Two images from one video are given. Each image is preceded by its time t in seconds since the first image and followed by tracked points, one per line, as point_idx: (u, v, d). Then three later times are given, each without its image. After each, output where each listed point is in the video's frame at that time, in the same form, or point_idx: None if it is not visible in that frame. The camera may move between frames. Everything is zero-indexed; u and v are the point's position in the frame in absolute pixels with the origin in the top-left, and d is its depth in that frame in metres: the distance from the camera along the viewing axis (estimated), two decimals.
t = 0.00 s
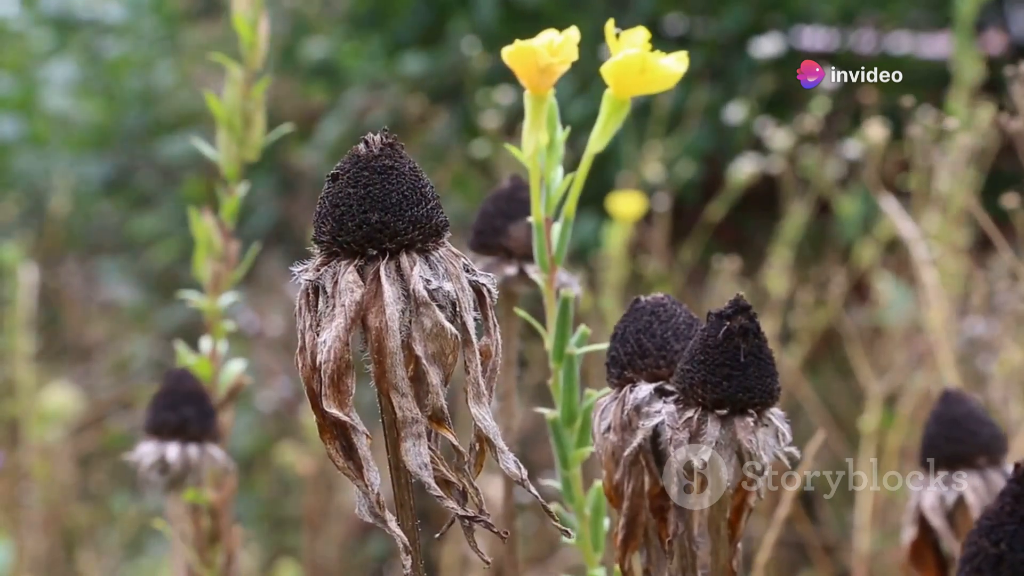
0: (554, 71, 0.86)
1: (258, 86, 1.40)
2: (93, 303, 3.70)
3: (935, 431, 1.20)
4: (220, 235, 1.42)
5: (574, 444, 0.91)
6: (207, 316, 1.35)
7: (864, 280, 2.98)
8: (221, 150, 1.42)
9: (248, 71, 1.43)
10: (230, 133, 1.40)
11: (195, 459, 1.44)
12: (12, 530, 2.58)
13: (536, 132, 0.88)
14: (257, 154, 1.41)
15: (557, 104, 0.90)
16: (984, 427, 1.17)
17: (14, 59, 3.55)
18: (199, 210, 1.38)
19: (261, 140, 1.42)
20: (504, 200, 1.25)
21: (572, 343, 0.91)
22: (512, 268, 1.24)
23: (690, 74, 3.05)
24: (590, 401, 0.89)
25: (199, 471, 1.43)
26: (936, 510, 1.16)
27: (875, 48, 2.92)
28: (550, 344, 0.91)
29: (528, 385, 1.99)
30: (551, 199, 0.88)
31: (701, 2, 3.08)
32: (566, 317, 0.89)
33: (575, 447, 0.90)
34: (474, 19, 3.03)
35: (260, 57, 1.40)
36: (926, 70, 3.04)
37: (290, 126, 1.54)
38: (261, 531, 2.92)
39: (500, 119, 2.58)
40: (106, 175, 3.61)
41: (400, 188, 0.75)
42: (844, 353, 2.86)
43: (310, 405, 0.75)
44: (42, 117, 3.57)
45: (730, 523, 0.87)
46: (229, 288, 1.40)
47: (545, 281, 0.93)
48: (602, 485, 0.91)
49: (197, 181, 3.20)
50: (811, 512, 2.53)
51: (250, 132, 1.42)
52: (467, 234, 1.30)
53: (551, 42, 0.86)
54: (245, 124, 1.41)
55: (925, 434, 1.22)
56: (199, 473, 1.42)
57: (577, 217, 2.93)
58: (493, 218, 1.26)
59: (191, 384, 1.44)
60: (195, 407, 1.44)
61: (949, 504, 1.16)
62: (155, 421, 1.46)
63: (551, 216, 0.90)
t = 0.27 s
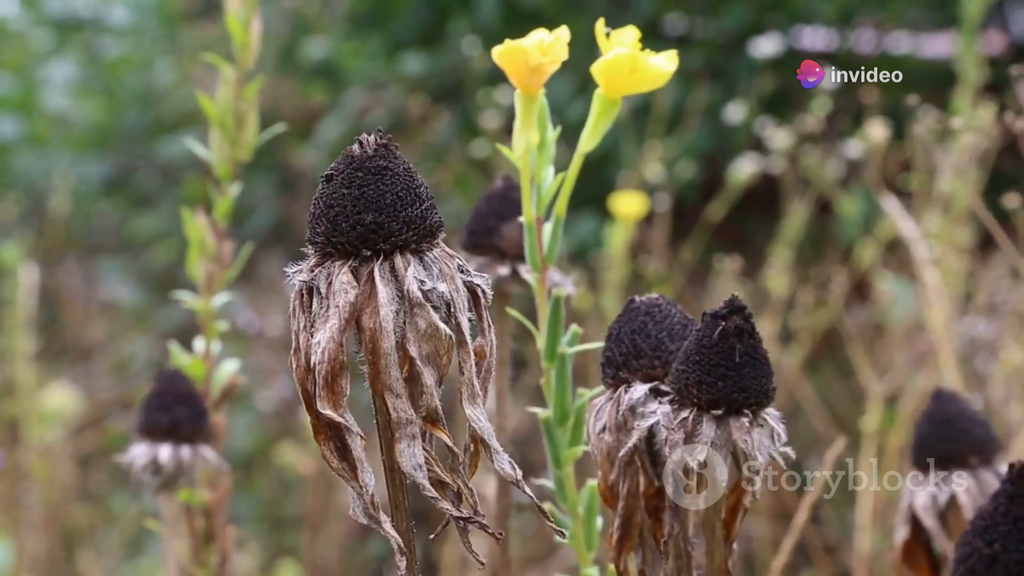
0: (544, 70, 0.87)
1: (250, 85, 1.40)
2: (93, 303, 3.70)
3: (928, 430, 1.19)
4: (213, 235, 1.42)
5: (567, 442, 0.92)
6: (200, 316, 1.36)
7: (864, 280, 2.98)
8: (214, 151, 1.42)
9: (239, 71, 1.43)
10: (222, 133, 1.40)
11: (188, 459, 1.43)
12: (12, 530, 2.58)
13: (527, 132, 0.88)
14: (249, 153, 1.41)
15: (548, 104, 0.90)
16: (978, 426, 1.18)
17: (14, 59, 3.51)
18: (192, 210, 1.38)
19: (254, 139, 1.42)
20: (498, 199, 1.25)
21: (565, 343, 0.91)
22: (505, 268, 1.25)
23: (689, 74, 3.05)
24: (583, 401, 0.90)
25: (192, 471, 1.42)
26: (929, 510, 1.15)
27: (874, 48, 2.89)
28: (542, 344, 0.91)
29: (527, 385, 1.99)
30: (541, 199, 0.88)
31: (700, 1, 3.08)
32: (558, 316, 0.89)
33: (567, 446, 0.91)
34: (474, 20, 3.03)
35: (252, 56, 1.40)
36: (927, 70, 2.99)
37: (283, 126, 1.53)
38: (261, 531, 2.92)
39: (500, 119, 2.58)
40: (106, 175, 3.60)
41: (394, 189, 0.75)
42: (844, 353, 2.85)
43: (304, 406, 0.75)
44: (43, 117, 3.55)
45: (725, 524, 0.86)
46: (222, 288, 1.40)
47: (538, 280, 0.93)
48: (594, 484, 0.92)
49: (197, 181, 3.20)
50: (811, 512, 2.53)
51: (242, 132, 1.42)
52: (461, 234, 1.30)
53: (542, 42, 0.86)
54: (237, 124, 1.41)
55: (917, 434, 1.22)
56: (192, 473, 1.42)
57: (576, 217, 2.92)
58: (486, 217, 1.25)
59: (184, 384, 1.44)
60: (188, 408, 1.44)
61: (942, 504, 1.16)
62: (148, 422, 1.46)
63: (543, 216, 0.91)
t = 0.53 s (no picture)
0: (544, 70, 0.87)
1: (248, 86, 1.40)
2: (93, 303, 3.70)
3: (930, 431, 1.20)
4: (212, 236, 1.42)
5: (567, 443, 0.92)
6: (198, 317, 1.36)
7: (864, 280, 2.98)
8: (211, 150, 1.42)
9: (237, 71, 1.43)
10: (221, 134, 1.40)
11: (191, 459, 1.44)
12: (12, 530, 2.58)
13: (527, 132, 0.88)
14: (247, 153, 1.41)
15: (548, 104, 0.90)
16: (979, 426, 1.18)
17: (14, 59, 3.53)
18: (190, 211, 1.38)
19: (251, 139, 1.42)
20: (500, 201, 1.25)
21: (565, 342, 0.91)
22: (508, 268, 1.25)
23: (690, 74, 3.05)
24: (584, 400, 0.90)
25: (196, 471, 1.42)
26: (931, 510, 1.15)
27: (874, 48, 2.93)
28: (543, 344, 0.91)
29: (527, 385, 1.99)
30: (542, 199, 0.88)
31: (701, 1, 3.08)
32: (559, 315, 0.89)
33: (567, 446, 0.91)
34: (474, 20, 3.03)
35: (249, 57, 1.40)
36: (926, 70, 3.04)
37: (280, 126, 1.52)
38: (261, 531, 2.92)
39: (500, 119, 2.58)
40: (106, 175, 3.61)
41: (397, 188, 0.75)
42: (845, 353, 2.85)
43: (307, 405, 0.75)
44: (43, 117, 3.55)
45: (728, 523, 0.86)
46: (221, 288, 1.40)
47: (538, 280, 0.93)
48: (596, 484, 0.93)
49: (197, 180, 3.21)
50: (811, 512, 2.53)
51: (241, 132, 1.42)
52: (463, 235, 1.30)
53: (541, 41, 0.86)
54: (235, 125, 1.41)
55: (919, 434, 1.22)
56: (195, 474, 1.42)
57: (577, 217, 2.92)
58: (488, 218, 1.25)
59: (188, 385, 1.44)
60: (192, 408, 1.44)
61: (944, 504, 1.16)
62: (153, 422, 1.46)
63: (543, 216, 0.91)
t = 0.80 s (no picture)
0: (548, 70, 0.87)
1: (252, 86, 1.40)
2: (92, 303, 3.70)
3: (931, 431, 1.19)
4: (215, 235, 1.42)
5: (569, 443, 0.92)
6: (203, 316, 1.36)
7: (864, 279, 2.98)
8: (215, 150, 1.42)
9: (241, 71, 1.43)
10: (225, 133, 1.40)
11: (192, 459, 1.43)
12: (12, 530, 2.58)
13: (530, 131, 0.88)
14: (250, 153, 1.41)
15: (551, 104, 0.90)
16: (980, 426, 1.17)
17: (14, 58, 3.56)
18: (194, 211, 1.38)
19: (255, 139, 1.42)
20: (502, 201, 1.25)
21: (567, 342, 0.91)
22: (510, 268, 1.25)
23: (690, 74, 3.05)
24: (586, 399, 0.90)
25: (197, 471, 1.42)
26: (931, 509, 1.15)
27: (874, 48, 2.97)
28: (545, 344, 0.91)
29: (527, 385, 1.99)
30: (545, 198, 0.88)
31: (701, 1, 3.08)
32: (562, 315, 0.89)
33: (570, 445, 0.91)
34: (474, 20, 3.03)
35: (254, 56, 1.41)
36: (926, 70, 3.04)
37: (285, 126, 1.52)
38: (260, 531, 2.92)
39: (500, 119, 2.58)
40: (105, 175, 3.59)
41: (397, 188, 0.75)
42: (845, 353, 2.85)
43: (307, 405, 0.75)
44: (43, 116, 3.58)
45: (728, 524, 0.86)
46: (224, 288, 1.40)
47: (539, 280, 0.92)
48: (598, 483, 0.92)
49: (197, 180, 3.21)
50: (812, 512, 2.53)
51: (245, 132, 1.41)
52: (464, 234, 1.30)
53: (545, 41, 0.86)
54: (239, 124, 1.41)
55: (920, 434, 1.22)
56: (197, 473, 1.41)
57: (577, 217, 2.92)
58: (490, 218, 1.25)
59: (188, 384, 1.43)
60: (193, 408, 1.43)
61: (945, 503, 1.16)
62: (153, 421, 1.46)
63: (545, 216, 0.91)
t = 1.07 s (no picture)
0: (537, 71, 0.86)
1: (247, 85, 1.39)
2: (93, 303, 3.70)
3: (928, 431, 1.20)
4: (210, 236, 1.41)
5: (562, 444, 0.92)
6: (196, 317, 1.37)
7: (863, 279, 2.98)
8: (210, 150, 1.42)
9: (235, 71, 1.43)
10: (219, 133, 1.40)
11: (188, 460, 1.43)
12: (12, 530, 2.58)
13: (521, 133, 0.88)
14: (246, 153, 1.41)
15: (542, 104, 0.90)
16: (977, 426, 1.17)
17: (13, 59, 3.62)
18: (189, 211, 1.38)
19: (250, 139, 1.42)
20: (498, 201, 1.25)
21: (560, 343, 0.91)
22: (505, 268, 1.25)
23: (689, 74, 3.05)
24: (578, 401, 0.90)
25: (193, 471, 1.42)
26: (929, 509, 1.15)
27: (874, 48, 2.97)
28: (538, 345, 0.91)
29: (526, 385, 1.99)
30: (536, 200, 0.88)
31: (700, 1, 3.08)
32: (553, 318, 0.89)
33: (563, 447, 0.92)
34: (473, 20, 3.03)
35: (248, 57, 1.40)
36: (926, 70, 3.04)
37: (280, 126, 1.51)
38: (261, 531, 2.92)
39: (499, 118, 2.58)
40: (105, 175, 3.54)
41: (395, 188, 0.75)
42: (844, 353, 2.86)
43: (305, 405, 0.75)
44: (43, 117, 3.63)
45: (725, 523, 0.86)
46: (219, 288, 1.40)
47: (532, 281, 0.93)
48: (594, 485, 0.92)
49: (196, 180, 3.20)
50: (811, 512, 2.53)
51: (240, 132, 1.42)
52: (460, 233, 1.30)
53: (534, 43, 0.86)
54: (233, 124, 1.41)
55: (918, 433, 1.22)
56: (192, 474, 1.42)
57: (576, 217, 2.92)
58: (486, 218, 1.25)
59: (183, 385, 1.43)
60: (188, 408, 1.43)
61: (942, 503, 1.16)
62: (148, 421, 1.45)
63: (537, 217, 0.90)
